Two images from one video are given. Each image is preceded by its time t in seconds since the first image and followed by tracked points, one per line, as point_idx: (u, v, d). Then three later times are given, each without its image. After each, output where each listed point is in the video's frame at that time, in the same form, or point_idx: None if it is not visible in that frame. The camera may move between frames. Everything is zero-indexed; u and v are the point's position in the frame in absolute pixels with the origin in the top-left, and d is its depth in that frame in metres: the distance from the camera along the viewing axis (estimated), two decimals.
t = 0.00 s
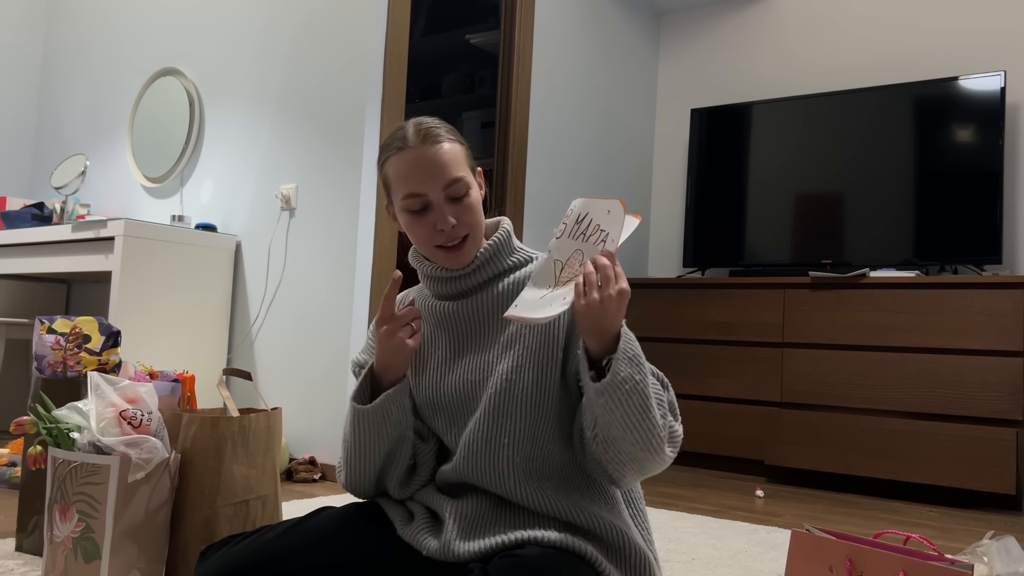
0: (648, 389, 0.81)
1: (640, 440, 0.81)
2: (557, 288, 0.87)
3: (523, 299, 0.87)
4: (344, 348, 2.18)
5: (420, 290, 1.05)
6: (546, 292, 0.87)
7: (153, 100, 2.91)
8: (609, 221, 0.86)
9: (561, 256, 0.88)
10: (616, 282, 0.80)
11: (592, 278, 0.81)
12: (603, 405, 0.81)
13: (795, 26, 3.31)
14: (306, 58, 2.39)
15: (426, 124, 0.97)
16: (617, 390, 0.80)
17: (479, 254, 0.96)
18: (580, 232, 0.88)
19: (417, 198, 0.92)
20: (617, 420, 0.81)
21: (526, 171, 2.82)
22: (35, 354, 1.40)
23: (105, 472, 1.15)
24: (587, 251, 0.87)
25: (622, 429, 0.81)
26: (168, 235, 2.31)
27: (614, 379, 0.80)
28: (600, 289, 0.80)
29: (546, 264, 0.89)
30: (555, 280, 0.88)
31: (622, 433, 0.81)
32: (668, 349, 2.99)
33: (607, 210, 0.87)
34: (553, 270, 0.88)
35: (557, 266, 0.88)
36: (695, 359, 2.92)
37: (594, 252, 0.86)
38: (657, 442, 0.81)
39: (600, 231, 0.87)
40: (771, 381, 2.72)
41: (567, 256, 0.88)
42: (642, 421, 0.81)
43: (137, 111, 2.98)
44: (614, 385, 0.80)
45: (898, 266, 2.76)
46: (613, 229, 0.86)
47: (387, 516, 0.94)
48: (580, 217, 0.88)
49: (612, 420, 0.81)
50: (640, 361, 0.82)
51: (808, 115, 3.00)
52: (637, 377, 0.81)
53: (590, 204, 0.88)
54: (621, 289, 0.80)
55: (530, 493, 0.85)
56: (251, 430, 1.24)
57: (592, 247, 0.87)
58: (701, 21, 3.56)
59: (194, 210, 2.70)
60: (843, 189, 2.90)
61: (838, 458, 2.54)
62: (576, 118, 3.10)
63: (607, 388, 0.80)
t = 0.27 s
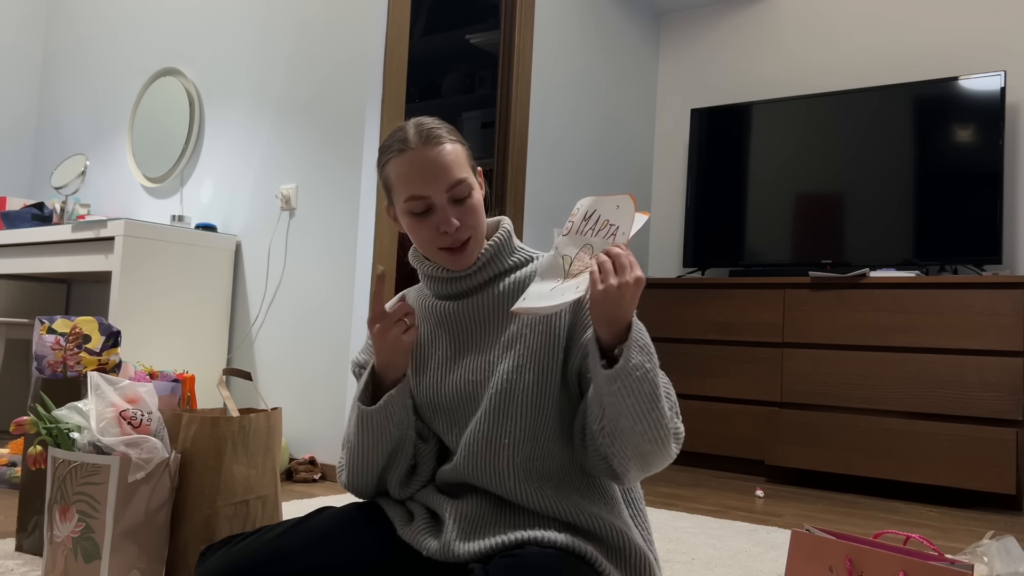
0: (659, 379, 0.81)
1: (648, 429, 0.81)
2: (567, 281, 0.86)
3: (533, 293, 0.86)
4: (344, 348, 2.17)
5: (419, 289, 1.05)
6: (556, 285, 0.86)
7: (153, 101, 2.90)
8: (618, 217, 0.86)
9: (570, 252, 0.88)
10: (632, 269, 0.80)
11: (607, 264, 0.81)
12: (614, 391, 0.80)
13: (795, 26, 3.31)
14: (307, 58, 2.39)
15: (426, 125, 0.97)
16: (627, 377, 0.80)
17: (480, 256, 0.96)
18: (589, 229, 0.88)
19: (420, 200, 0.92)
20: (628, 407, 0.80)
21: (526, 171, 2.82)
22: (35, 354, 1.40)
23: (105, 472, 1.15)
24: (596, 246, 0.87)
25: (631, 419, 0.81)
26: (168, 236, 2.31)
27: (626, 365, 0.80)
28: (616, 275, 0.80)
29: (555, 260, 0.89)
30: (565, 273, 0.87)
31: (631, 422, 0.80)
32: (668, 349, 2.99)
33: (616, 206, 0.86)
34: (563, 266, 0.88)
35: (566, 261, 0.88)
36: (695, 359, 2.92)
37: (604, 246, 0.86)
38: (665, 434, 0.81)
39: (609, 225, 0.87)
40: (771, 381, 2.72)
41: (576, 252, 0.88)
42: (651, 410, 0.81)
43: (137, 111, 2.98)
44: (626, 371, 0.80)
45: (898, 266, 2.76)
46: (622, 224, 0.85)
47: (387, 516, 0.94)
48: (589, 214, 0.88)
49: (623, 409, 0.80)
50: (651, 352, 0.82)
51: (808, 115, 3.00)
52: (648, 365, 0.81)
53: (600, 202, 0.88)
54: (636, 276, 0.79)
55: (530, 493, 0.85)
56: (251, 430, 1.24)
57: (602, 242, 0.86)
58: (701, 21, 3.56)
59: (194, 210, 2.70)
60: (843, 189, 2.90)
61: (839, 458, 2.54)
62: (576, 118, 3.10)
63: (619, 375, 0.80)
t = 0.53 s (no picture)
0: (648, 388, 0.81)
1: (645, 437, 0.81)
2: (550, 292, 0.86)
3: (520, 310, 0.86)
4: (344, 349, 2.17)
5: (421, 289, 1.05)
6: (540, 297, 0.87)
7: (153, 100, 2.90)
8: (590, 216, 0.85)
9: (542, 254, 0.87)
10: (618, 281, 0.80)
11: (592, 279, 0.80)
12: (603, 406, 0.82)
13: (795, 26, 3.31)
14: (307, 58, 2.39)
15: (431, 123, 0.97)
16: (620, 391, 0.81)
17: (482, 256, 0.96)
18: (558, 228, 0.87)
19: (422, 198, 0.92)
20: (620, 419, 0.81)
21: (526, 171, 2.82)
22: (35, 354, 1.40)
23: (105, 472, 1.15)
24: (570, 248, 0.86)
25: (626, 428, 0.81)
26: (168, 236, 2.31)
27: (611, 378, 0.81)
28: (602, 290, 0.80)
29: (528, 264, 0.88)
30: (542, 281, 0.87)
31: (628, 436, 0.81)
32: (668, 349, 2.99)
33: (586, 205, 0.86)
34: (538, 270, 0.87)
35: (542, 266, 0.87)
36: (696, 360, 2.92)
37: (580, 248, 0.85)
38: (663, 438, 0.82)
39: (580, 225, 0.85)
40: (771, 381, 2.72)
41: (549, 254, 0.87)
42: (642, 419, 0.81)
43: (137, 110, 2.98)
44: (611, 384, 0.81)
45: (898, 266, 2.76)
46: (596, 224, 0.85)
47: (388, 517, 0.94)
48: (554, 211, 0.87)
49: (614, 420, 0.81)
50: (641, 361, 0.82)
51: (809, 115, 3.00)
52: (636, 375, 0.81)
53: (565, 199, 0.87)
54: (624, 286, 0.80)
55: (531, 493, 0.85)
56: (251, 430, 1.24)
57: (576, 243, 0.86)
58: (701, 21, 3.56)
59: (194, 210, 2.70)
60: (843, 189, 2.90)
61: (838, 458, 2.54)
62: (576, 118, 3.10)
63: (604, 389, 0.81)
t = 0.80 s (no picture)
0: (638, 398, 0.81)
1: (639, 446, 0.81)
2: (542, 301, 0.86)
3: (511, 317, 0.86)
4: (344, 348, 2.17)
5: (421, 289, 1.05)
6: (533, 305, 0.86)
7: (153, 100, 2.90)
8: (585, 224, 0.86)
9: (539, 264, 0.88)
10: (609, 291, 0.80)
11: (583, 288, 0.80)
12: (594, 416, 0.81)
13: (795, 26, 3.31)
14: (307, 58, 2.39)
15: (434, 125, 0.96)
16: (612, 399, 0.81)
17: (482, 257, 0.96)
18: (555, 238, 0.88)
19: (424, 202, 0.92)
20: (609, 428, 0.81)
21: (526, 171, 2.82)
22: (35, 354, 1.40)
23: (105, 472, 1.15)
24: (565, 256, 0.86)
25: (618, 439, 0.81)
26: (168, 236, 2.31)
27: (601, 389, 0.81)
28: (594, 300, 0.80)
29: (525, 274, 0.89)
30: (537, 290, 0.87)
31: (620, 445, 0.81)
32: (668, 349, 2.99)
33: (582, 213, 0.86)
34: (533, 280, 0.88)
35: (538, 275, 0.88)
36: (696, 360, 2.92)
37: (575, 256, 0.86)
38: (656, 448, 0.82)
39: (576, 234, 0.86)
40: (771, 381, 2.72)
41: (545, 263, 0.88)
42: (632, 429, 0.80)
43: (137, 110, 2.98)
44: (602, 394, 0.81)
45: (898, 266, 2.76)
46: (591, 232, 0.85)
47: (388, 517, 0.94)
48: (554, 221, 0.88)
49: (604, 430, 0.81)
50: (633, 370, 0.81)
51: (808, 115, 3.00)
52: (626, 385, 0.81)
53: (561, 208, 0.88)
54: (615, 297, 0.80)
55: (530, 493, 0.85)
56: (252, 430, 1.25)
57: (571, 252, 0.86)
58: (701, 21, 3.56)
59: (194, 210, 2.70)
60: (843, 189, 2.90)
61: (838, 458, 2.54)
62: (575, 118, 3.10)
63: (595, 399, 0.81)
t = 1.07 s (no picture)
0: (643, 401, 0.81)
1: (641, 449, 0.81)
2: (548, 303, 0.87)
3: (516, 317, 0.87)
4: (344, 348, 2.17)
5: (420, 289, 1.05)
6: (539, 306, 0.87)
7: (153, 100, 2.90)
8: (592, 227, 0.86)
9: (547, 265, 0.88)
10: (615, 295, 0.79)
11: (588, 295, 0.80)
12: (598, 419, 0.81)
13: (794, 25, 3.31)
14: (306, 58, 2.39)
15: (432, 127, 0.96)
16: (614, 401, 0.81)
17: (481, 257, 0.96)
18: (563, 239, 0.87)
19: (422, 204, 0.92)
20: (614, 430, 0.81)
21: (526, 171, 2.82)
22: (35, 354, 1.40)
23: (105, 472, 1.15)
24: (573, 258, 0.86)
25: (620, 442, 0.81)
26: (168, 236, 2.31)
27: (606, 394, 0.81)
28: (599, 305, 0.79)
29: (531, 274, 0.88)
30: (544, 292, 0.87)
31: (621, 448, 0.81)
32: (668, 349, 2.99)
33: (590, 216, 0.86)
34: (540, 281, 0.88)
35: (544, 276, 0.88)
36: (696, 360, 2.92)
37: (582, 259, 0.86)
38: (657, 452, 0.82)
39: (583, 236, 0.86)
40: (771, 381, 2.72)
41: (553, 265, 0.88)
42: (636, 432, 0.81)
43: (137, 110, 2.98)
44: (608, 398, 0.81)
45: (897, 266, 2.76)
46: (598, 235, 0.85)
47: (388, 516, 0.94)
48: (562, 222, 0.87)
49: (608, 433, 0.81)
50: (637, 375, 0.81)
51: (808, 115, 3.00)
52: (631, 390, 0.81)
53: (570, 209, 0.87)
54: (620, 302, 0.79)
55: (530, 493, 0.85)
56: (251, 430, 1.25)
57: (578, 254, 0.86)
58: (701, 21, 3.56)
59: (194, 210, 2.69)
60: (843, 189, 2.90)
61: (838, 458, 2.54)
62: (575, 117, 3.10)
63: (600, 403, 0.81)
